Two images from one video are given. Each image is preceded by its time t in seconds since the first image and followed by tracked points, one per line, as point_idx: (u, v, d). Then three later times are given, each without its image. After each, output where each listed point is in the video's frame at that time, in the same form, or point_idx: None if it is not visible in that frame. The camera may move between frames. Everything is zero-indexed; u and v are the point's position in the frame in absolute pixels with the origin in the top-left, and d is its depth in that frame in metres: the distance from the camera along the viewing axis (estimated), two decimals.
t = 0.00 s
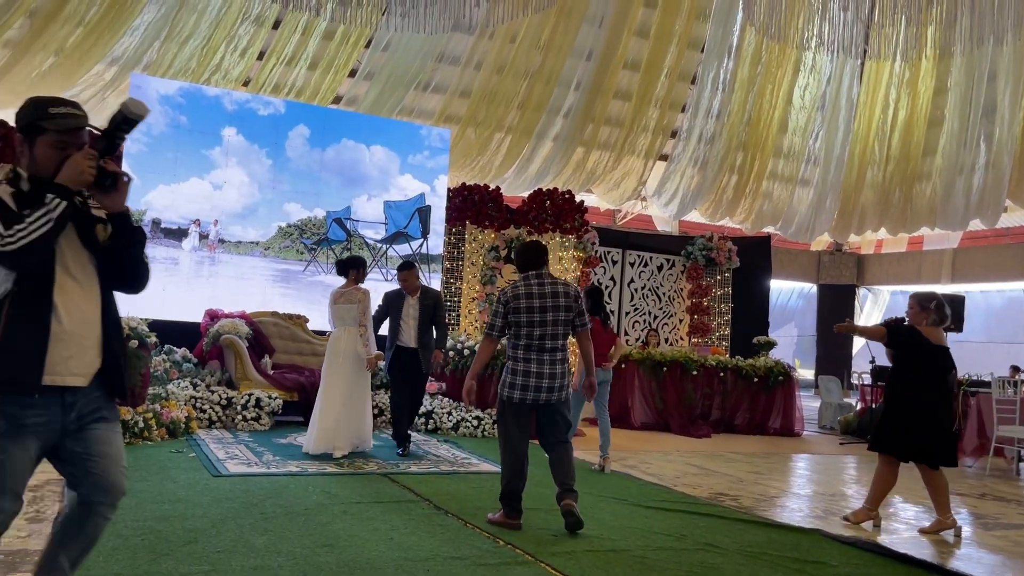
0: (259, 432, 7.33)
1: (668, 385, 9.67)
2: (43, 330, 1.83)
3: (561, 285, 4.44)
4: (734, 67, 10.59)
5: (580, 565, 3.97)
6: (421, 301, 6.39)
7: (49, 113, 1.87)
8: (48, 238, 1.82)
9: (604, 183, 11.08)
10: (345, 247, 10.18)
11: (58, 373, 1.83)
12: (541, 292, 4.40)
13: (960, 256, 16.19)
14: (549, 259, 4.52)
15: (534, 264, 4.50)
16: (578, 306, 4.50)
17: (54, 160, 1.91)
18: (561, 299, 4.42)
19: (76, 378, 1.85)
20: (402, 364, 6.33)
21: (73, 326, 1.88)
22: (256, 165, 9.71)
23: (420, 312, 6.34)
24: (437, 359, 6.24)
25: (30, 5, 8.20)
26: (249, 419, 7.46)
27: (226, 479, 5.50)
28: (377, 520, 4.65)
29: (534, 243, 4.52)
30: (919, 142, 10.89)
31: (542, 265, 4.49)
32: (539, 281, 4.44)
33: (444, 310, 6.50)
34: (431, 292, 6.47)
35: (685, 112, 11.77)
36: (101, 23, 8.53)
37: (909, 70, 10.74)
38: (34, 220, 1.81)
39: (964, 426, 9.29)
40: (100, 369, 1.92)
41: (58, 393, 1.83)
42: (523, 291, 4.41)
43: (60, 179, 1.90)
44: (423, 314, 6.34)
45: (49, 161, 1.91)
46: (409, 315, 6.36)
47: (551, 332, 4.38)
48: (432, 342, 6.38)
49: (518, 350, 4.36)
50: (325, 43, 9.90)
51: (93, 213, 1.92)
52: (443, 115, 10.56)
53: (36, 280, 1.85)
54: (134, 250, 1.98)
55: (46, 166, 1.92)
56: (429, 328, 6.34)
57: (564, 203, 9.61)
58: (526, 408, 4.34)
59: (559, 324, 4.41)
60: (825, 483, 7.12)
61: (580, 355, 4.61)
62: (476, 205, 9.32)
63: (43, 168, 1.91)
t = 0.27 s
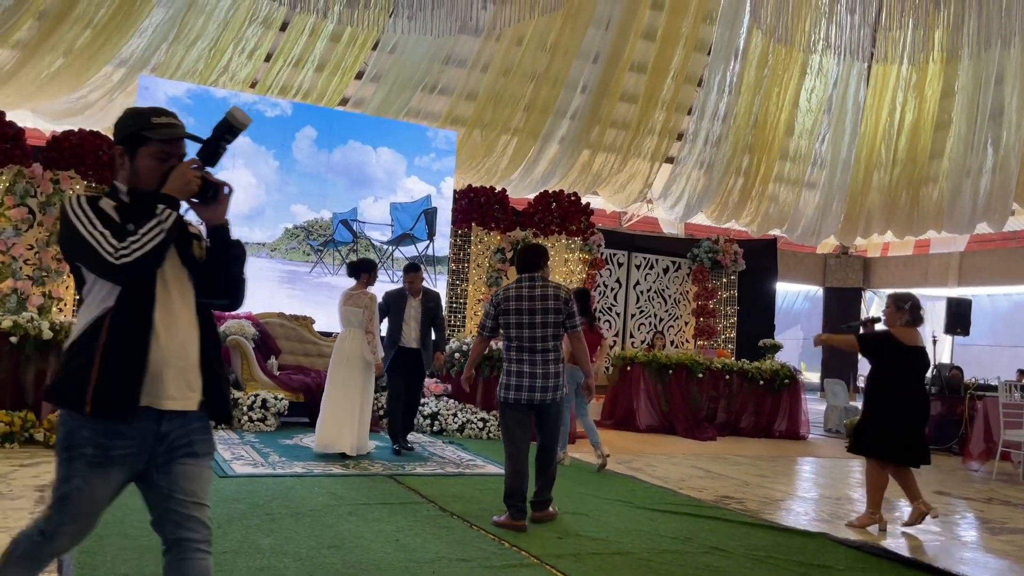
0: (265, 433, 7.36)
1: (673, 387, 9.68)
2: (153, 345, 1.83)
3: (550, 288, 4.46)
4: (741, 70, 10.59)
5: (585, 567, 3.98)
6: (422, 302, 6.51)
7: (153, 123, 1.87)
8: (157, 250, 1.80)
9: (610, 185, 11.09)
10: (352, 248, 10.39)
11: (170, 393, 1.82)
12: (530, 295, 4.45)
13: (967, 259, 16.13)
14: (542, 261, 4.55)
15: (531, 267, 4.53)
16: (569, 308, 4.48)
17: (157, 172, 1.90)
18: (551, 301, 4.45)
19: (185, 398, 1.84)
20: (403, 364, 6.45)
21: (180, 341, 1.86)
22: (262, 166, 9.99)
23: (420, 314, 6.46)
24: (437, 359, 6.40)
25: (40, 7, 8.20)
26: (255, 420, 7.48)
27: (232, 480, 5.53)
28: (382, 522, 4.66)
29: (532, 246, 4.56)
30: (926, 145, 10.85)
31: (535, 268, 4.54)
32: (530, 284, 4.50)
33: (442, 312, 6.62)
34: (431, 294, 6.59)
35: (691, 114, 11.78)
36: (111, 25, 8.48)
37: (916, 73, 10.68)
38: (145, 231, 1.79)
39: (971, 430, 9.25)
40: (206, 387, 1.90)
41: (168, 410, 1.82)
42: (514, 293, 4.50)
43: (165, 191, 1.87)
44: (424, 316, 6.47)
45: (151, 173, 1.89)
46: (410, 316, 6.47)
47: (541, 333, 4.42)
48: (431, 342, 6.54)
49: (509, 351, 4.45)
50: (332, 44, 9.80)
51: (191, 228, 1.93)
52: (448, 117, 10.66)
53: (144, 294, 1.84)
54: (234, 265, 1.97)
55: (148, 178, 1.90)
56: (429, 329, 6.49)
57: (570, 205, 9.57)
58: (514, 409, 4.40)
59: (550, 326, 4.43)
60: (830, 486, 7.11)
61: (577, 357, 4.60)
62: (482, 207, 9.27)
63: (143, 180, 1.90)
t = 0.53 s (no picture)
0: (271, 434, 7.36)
1: (679, 389, 9.67)
2: (285, 345, 1.74)
3: (561, 295, 4.50)
4: (748, 72, 10.53)
5: (590, 570, 3.97)
6: (418, 302, 6.68)
7: (268, 107, 1.79)
8: (280, 248, 1.71)
9: (616, 187, 11.09)
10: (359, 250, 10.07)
11: (303, 397, 1.74)
12: (542, 301, 4.47)
13: (974, 262, 16.07)
14: (553, 268, 4.58)
15: (543, 274, 4.54)
16: (577, 316, 4.53)
17: (274, 161, 1.82)
18: (560, 308, 4.48)
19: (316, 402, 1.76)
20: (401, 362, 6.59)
21: (308, 341, 1.78)
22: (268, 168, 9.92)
23: (417, 313, 6.64)
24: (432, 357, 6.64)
25: (49, 8, 8.17)
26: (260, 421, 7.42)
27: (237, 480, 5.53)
28: (388, 523, 4.66)
29: (547, 253, 4.57)
30: (933, 148, 10.78)
31: (547, 274, 4.55)
32: (541, 291, 4.50)
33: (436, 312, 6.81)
34: (426, 294, 6.77)
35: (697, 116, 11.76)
36: (119, 25, 8.47)
37: (924, 75, 10.58)
38: (269, 226, 1.70)
39: (978, 434, 9.20)
40: (332, 390, 1.83)
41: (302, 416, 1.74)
42: (525, 298, 4.49)
43: (286, 180, 1.77)
44: (421, 315, 6.64)
45: (267, 161, 1.81)
46: (407, 314, 6.64)
47: (549, 339, 4.46)
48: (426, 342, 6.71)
49: (518, 354, 4.43)
50: (340, 46, 9.90)
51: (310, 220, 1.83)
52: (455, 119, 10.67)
53: (272, 291, 1.75)
54: (354, 259, 1.87)
55: (263, 165, 1.82)
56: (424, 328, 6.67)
57: (576, 207, 9.63)
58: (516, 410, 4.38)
59: (557, 332, 4.48)
60: (837, 490, 7.07)
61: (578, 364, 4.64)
62: (488, 208, 9.34)
63: (259, 170, 1.82)
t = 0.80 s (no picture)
0: (276, 433, 7.39)
1: (684, 391, 9.66)
2: (416, 366, 1.66)
3: (579, 297, 4.54)
4: (755, 74, 10.50)
5: (595, 571, 3.97)
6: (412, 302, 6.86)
7: (390, 111, 1.73)
8: (416, 258, 1.66)
9: (621, 189, 11.12)
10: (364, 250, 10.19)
11: (431, 420, 1.67)
12: (561, 301, 4.49)
13: (981, 265, 16.01)
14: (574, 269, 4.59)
15: (563, 275, 4.55)
16: (593, 318, 4.58)
17: (396, 169, 1.75)
18: (577, 309, 4.52)
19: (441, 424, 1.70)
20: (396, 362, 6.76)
21: (435, 357, 1.72)
22: (276, 168, 10.06)
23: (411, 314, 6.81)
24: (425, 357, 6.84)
25: (57, 7, 8.12)
26: (266, 420, 7.52)
27: (243, 480, 5.55)
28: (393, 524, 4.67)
29: (567, 255, 4.58)
30: (940, 150, 10.71)
31: (566, 274, 4.56)
32: (561, 290, 4.51)
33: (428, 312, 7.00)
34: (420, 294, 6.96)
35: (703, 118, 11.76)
36: (127, 26, 8.40)
37: (932, 77, 10.48)
38: (403, 239, 1.65)
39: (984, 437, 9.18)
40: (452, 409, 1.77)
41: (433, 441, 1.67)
42: (545, 296, 4.48)
43: (416, 189, 1.71)
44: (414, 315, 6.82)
45: (388, 169, 1.75)
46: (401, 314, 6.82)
47: (565, 339, 4.48)
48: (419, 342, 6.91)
49: (534, 352, 4.43)
50: (346, 46, 9.81)
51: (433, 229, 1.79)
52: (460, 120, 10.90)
53: (401, 308, 1.68)
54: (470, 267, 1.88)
55: (384, 174, 1.75)
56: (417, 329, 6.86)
57: (582, 209, 9.56)
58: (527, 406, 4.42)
59: (573, 333, 4.52)
60: (843, 493, 7.07)
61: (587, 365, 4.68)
62: (494, 209, 9.26)
63: (379, 179, 1.75)
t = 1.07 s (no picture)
0: (282, 433, 7.41)
1: (689, 392, 9.67)
2: (554, 365, 1.51)
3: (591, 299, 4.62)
4: (761, 74, 10.52)
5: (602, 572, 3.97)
6: (412, 300, 6.90)
7: (540, 93, 1.58)
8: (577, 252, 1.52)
9: (627, 189, 11.14)
10: (370, 250, 10.39)
11: (567, 428, 1.51)
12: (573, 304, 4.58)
13: (988, 266, 15.97)
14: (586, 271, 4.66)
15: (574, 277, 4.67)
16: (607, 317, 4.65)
17: (546, 155, 1.60)
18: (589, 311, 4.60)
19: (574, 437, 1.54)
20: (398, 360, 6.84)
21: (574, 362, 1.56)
22: (283, 169, 10.05)
23: (410, 312, 6.86)
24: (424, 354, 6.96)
25: (65, 8, 8.16)
26: (272, 419, 7.58)
27: (249, 479, 5.56)
28: (399, 524, 4.67)
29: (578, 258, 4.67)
30: (947, 152, 10.67)
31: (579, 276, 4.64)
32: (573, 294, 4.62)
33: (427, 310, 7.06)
34: (420, 292, 7.01)
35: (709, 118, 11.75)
36: (135, 26, 8.40)
37: (939, 79, 10.49)
38: (568, 226, 1.52)
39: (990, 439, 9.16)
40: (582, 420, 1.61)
41: (566, 450, 1.52)
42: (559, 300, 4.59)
43: (566, 177, 1.57)
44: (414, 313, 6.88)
45: (534, 156, 1.59)
46: (401, 312, 6.86)
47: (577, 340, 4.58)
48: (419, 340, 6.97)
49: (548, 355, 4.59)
50: (353, 47, 9.81)
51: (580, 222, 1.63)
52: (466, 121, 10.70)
53: (540, 303, 1.54)
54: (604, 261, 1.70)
55: (530, 161, 1.59)
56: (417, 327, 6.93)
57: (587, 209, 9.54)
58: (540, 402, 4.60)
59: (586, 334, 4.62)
60: (849, 494, 7.05)
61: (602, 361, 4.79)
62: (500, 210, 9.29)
63: (527, 164, 1.59)
